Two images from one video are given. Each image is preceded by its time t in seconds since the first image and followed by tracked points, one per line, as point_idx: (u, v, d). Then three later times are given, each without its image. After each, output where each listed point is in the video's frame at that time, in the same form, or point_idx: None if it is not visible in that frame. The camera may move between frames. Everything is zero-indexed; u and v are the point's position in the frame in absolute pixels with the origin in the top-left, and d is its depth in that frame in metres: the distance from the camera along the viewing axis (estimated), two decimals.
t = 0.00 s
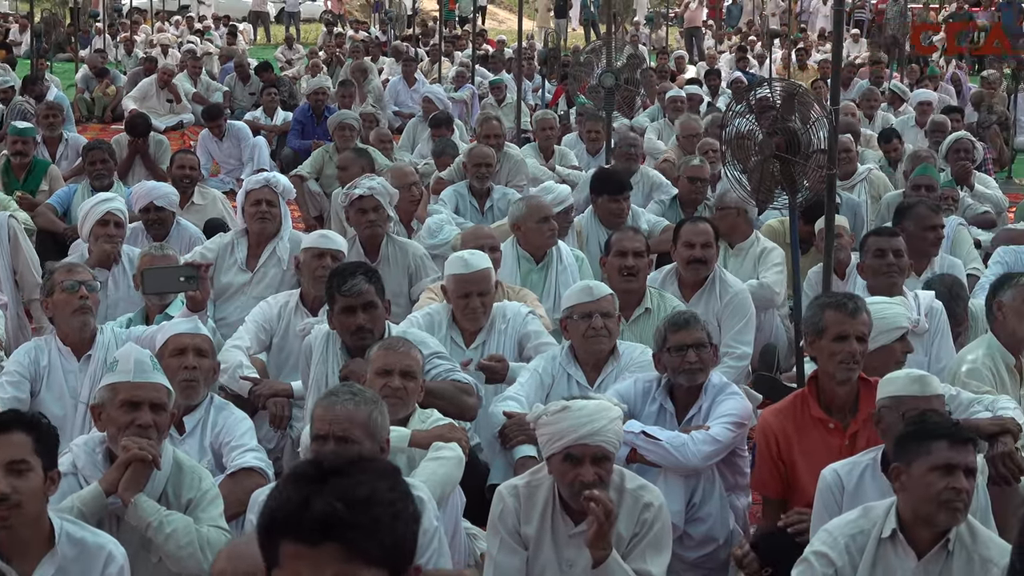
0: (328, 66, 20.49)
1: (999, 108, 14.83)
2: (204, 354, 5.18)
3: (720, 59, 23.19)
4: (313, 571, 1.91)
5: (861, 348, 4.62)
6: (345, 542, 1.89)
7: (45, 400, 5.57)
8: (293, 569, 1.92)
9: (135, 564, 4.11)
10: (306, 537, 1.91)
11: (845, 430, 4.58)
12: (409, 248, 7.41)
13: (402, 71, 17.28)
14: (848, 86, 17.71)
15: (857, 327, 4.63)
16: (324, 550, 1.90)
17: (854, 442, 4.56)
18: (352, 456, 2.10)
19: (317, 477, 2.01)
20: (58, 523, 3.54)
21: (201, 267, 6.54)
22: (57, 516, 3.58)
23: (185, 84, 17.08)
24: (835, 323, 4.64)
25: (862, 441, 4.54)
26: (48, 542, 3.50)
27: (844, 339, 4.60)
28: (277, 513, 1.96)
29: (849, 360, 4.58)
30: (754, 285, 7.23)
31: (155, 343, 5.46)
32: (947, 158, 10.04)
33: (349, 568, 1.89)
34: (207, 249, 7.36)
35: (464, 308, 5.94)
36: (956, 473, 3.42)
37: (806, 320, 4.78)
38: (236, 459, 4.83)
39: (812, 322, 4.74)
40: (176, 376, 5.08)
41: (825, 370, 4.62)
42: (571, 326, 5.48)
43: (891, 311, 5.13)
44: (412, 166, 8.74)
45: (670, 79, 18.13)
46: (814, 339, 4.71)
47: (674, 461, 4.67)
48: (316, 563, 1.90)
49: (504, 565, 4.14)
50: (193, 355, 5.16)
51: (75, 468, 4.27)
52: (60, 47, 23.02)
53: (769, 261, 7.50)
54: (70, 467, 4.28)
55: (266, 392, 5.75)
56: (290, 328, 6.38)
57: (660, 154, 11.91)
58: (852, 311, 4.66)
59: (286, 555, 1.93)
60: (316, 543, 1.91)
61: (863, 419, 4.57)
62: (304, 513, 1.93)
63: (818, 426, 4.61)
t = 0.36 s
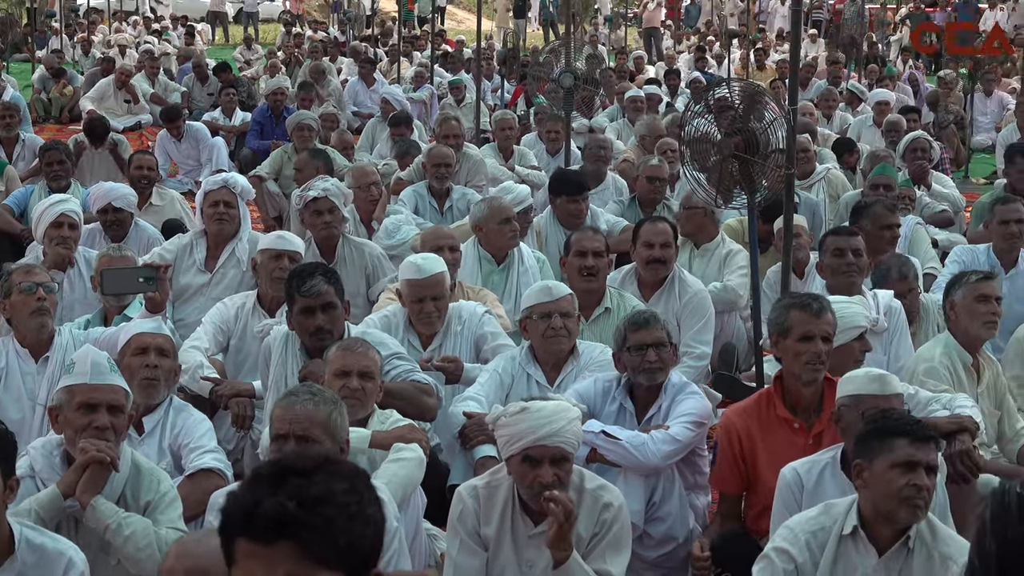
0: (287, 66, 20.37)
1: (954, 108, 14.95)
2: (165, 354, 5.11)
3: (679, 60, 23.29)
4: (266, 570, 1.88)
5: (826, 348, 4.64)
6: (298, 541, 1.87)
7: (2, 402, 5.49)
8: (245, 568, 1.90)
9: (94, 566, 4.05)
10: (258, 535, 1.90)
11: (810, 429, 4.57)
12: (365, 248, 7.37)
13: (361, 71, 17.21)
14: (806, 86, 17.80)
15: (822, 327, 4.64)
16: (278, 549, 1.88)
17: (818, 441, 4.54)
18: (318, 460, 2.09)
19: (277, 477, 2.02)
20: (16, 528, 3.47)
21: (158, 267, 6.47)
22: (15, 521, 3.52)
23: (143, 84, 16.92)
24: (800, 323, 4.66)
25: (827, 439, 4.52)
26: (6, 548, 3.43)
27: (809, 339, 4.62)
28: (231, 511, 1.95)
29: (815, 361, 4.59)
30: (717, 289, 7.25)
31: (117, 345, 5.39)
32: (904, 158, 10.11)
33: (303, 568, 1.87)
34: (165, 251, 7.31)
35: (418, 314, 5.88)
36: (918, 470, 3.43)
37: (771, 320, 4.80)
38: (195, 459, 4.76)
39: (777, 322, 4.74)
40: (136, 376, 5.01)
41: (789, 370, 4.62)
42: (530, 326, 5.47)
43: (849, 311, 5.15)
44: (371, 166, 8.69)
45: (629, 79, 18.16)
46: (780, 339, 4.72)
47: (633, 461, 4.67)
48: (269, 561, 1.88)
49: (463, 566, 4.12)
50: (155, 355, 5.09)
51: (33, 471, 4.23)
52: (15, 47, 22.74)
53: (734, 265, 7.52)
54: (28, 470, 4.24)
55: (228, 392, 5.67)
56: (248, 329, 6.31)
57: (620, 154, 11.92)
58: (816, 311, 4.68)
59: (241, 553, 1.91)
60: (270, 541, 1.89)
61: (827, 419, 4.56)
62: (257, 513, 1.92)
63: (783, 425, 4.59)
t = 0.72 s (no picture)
0: (248, 67, 20.23)
1: (912, 108, 15.07)
2: (126, 356, 5.02)
3: (641, 60, 23.35)
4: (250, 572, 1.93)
5: (793, 349, 4.63)
6: (284, 543, 1.94)
7: None
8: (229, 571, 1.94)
9: (55, 568, 4.00)
10: (243, 538, 1.94)
11: (775, 428, 4.58)
12: (327, 248, 7.32)
13: (322, 71, 17.13)
14: (767, 86, 17.89)
15: (790, 328, 4.63)
16: (262, 551, 1.94)
17: (783, 440, 4.56)
18: (284, 458, 2.13)
19: (251, 477, 2.04)
20: None
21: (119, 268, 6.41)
22: None
23: (102, 85, 16.75)
24: (768, 323, 4.64)
25: (793, 438, 4.54)
26: None
27: (777, 339, 4.60)
28: (210, 514, 1.98)
29: (782, 361, 4.58)
30: (676, 291, 7.26)
31: (78, 346, 5.32)
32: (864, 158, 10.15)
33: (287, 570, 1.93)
34: (126, 251, 7.22)
35: (379, 316, 5.85)
36: (871, 469, 3.47)
37: (737, 320, 4.77)
38: (156, 461, 4.72)
39: (745, 322, 4.72)
40: (96, 378, 4.94)
41: (756, 370, 4.61)
42: (492, 326, 5.45)
43: (810, 309, 5.17)
44: (333, 166, 8.65)
45: (591, 79, 18.18)
46: (746, 339, 4.70)
47: (596, 461, 4.66)
48: (253, 563, 1.93)
49: (426, 567, 4.10)
50: (115, 357, 5.00)
51: None
52: None
53: (691, 266, 7.54)
54: None
55: (185, 393, 5.62)
56: (208, 329, 6.25)
57: (582, 154, 11.92)
58: (785, 312, 4.66)
59: (221, 556, 1.95)
60: (253, 544, 1.94)
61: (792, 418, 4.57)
62: (239, 516, 1.96)
63: (749, 424, 4.59)
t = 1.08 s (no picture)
0: (207, 67, 20.09)
1: (869, 109, 15.18)
2: (84, 358, 4.93)
3: (601, 59, 23.38)
4: None
5: (754, 349, 4.63)
6: (256, 545, 1.95)
7: None
8: None
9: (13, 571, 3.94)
10: (214, 545, 1.94)
11: (735, 429, 4.60)
12: (287, 247, 7.28)
13: (281, 71, 17.04)
14: (727, 86, 17.96)
15: (752, 329, 4.62)
16: (235, 555, 1.93)
17: (744, 440, 4.58)
18: (231, 467, 2.16)
19: (210, 484, 2.09)
20: None
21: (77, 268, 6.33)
22: None
23: (59, 85, 16.57)
24: (730, 324, 4.62)
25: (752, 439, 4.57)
26: None
27: (739, 341, 4.59)
28: (177, 522, 1.98)
29: (744, 362, 4.58)
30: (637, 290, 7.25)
31: (35, 347, 5.24)
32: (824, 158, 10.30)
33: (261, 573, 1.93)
34: (84, 253, 7.14)
35: (339, 316, 5.82)
36: (802, 479, 3.50)
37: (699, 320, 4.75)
38: (115, 464, 4.68)
39: (704, 322, 4.69)
40: (53, 380, 4.86)
41: (716, 371, 4.62)
42: (453, 327, 5.43)
43: (768, 309, 5.20)
44: (292, 166, 8.63)
45: (551, 79, 18.19)
46: (706, 340, 4.67)
47: (557, 460, 4.65)
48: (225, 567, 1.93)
49: (387, 568, 4.08)
50: (73, 359, 4.91)
51: None
52: None
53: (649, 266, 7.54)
54: None
55: (140, 397, 5.55)
56: (167, 331, 6.19)
57: (543, 154, 11.91)
58: (746, 313, 4.64)
59: (189, 564, 1.94)
60: (224, 550, 1.94)
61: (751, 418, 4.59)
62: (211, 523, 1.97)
63: (709, 425, 4.60)
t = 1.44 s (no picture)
0: (163, 68, 19.92)
1: (824, 109, 15.28)
2: (38, 360, 4.86)
3: (558, 60, 23.43)
4: (152, 572, 1.92)
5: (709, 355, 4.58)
6: (184, 544, 1.91)
7: None
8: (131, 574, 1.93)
9: None
10: (142, 540, 1.93)
11: (686, 432, 4.61)
12: (244, 247, 7.24)
13: (238, 72, 16.93)
14: (684, 86, 18.04)
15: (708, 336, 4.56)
16: (163, 553, 1.92)
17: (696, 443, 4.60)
18: (196, 463, 2.14)
19: (159, 479, 2.06)
20: None
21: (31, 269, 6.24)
22: None
23: (12, 86, 16.36)
24: (686, 334, 4.52)
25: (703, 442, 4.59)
26: None
27: (697, 349, 4.53)
28: (114, 518, 1.98)
29: (699, 369, 4.55)
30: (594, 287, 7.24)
31: None
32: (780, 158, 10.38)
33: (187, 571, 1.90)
34: (40, 254, 7.07)
35: (296, 317, 5.79)
36: (730, 500, 3.44)
37: (646, 327, 4.64)
38: (71, 465, 4.62)
39: (657, 329, 4.57)
40: (8, 384, 4.78)
41: (667, 377, 4.59)
42: (410, 326, 5.40)
43: (724, 308, 5.20)
44: (249, 167, 8.61)
45: (509, 80, 18.18)
46: (659, 347, 4.57)
47: (514, 461, 4.64)
48: (155, 563, 1.92)
49: (345, 569, 4.06)
50: (27, 362, 4.84)
51: None
52: None
53: (608, 262, 7.55)
54: None
55: (103, 402, 5.43)
56: (125, 333, 6.14)
57: (500, 154, 11.89)
58: (701, 321, 4.56)
59: (124, 558, 1.95)
60: (153, 546, 1.93)
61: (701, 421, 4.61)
62: (140, 515, 1.96)
63: (661, 428, 4.61)
